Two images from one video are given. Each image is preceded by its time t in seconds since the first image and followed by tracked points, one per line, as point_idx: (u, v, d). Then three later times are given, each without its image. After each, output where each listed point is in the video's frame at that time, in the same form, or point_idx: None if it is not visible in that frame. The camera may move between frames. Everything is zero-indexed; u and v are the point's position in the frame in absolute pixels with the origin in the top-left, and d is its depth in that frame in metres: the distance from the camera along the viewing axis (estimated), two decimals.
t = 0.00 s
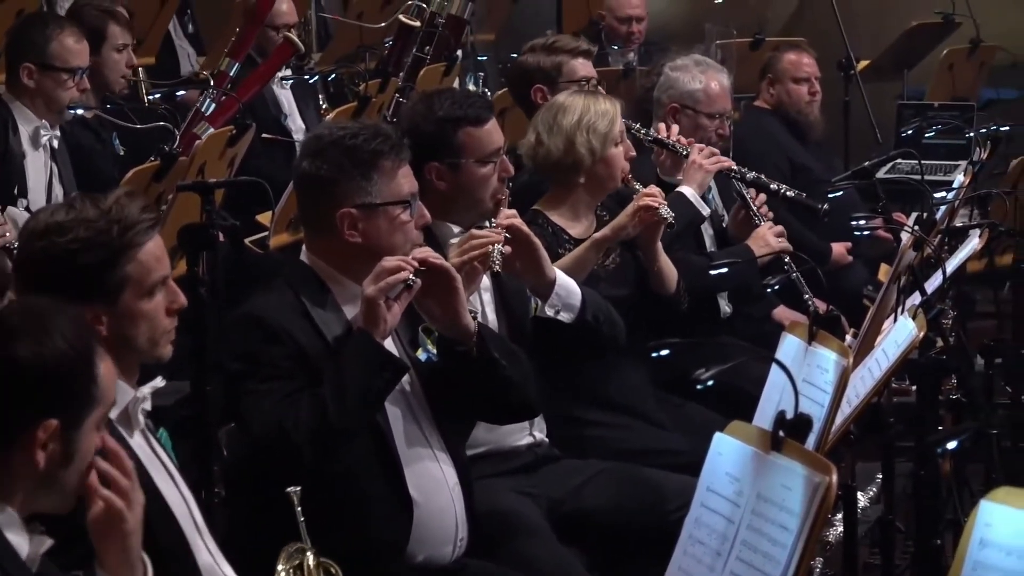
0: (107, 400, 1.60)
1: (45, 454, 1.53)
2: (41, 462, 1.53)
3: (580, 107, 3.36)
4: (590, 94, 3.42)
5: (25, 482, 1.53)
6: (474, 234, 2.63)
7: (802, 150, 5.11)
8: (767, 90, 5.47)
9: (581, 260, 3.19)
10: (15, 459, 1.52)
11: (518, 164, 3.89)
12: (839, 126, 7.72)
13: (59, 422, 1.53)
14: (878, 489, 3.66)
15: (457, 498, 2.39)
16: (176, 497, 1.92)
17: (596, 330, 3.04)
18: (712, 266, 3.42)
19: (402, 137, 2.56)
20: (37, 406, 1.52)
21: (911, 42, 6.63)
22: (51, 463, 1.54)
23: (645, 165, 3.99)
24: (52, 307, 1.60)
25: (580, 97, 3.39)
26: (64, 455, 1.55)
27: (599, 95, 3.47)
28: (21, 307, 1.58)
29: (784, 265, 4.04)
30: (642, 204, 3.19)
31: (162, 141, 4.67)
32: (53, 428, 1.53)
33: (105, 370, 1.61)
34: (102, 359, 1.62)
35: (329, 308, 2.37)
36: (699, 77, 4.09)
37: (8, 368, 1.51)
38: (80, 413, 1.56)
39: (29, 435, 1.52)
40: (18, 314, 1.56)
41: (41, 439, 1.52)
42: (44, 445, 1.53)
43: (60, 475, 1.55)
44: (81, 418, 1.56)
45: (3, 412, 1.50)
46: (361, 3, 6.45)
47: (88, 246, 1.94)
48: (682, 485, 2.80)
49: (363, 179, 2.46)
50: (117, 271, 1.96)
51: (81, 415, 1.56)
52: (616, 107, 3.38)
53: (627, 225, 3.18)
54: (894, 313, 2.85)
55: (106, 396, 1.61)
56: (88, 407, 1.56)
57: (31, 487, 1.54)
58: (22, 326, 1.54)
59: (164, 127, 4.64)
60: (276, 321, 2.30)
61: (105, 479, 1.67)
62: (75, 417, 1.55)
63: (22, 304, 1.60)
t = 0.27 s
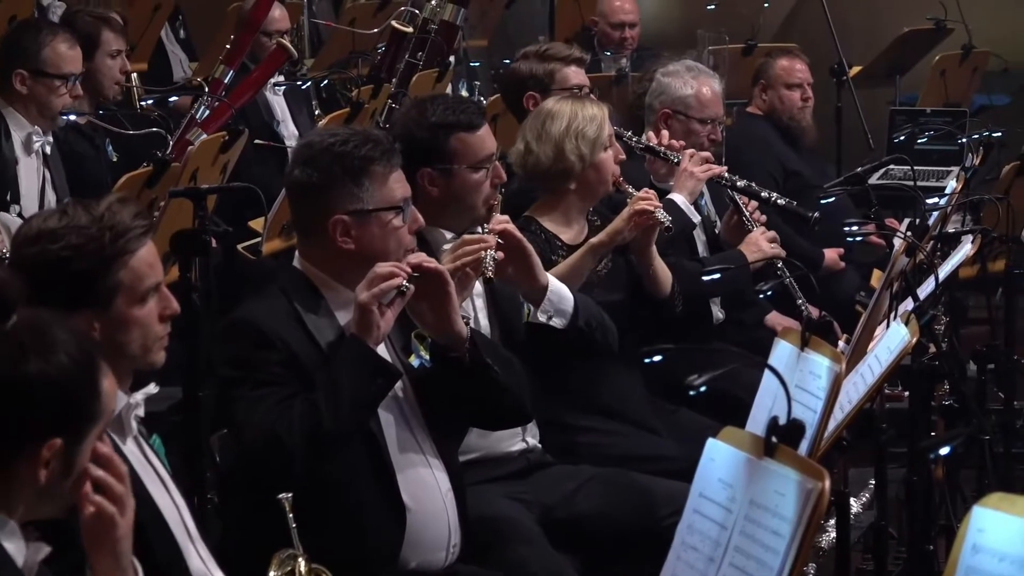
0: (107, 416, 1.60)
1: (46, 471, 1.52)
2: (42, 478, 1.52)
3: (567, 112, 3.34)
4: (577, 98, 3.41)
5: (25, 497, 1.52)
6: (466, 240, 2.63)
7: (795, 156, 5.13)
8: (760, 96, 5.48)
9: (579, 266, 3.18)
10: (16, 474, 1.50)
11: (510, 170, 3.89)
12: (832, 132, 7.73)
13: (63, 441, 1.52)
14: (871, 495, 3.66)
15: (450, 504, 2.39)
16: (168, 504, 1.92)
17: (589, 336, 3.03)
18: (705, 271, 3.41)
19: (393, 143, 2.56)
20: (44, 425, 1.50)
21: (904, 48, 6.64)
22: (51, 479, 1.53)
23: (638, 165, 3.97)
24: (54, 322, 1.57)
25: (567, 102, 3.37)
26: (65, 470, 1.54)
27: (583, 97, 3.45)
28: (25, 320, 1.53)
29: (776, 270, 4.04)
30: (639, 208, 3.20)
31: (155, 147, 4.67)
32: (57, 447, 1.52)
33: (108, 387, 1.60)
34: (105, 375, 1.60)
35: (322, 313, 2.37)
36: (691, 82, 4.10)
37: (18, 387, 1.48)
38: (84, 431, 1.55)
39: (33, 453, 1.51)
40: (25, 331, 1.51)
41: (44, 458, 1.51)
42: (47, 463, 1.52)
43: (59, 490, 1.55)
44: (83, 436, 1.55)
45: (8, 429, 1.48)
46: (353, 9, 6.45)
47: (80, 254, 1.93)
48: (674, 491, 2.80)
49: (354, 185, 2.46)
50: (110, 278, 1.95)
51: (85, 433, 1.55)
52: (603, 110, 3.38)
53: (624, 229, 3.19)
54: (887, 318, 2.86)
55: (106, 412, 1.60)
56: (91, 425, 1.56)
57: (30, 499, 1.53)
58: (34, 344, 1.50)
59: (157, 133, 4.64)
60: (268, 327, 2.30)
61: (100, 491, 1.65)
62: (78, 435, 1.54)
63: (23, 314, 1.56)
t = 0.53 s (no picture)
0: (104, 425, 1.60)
1: (43, 479, 1.53)
2: (40, 488, 1.53)
3: (561, 118, 3.34)
4: (570, 104, 3.40)
5: (22, 505, 1.52)
6: (460, 246, 2.62)
7: (789, 161, 5.14)
8: (754, 102, 5.49)
9: (569, 274, 3.19)
10: (13, 482, 1.51)
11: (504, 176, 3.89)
12: (826, 138, 7.75)
13: (59, 449, 1.53)
14: (866, 501, 3.66)
15: (445, 510, 2.38)
16: (162, 510, 1.91)
17: (583, 342, 3.03)
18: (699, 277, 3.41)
19: (386, 148, 2.56)
20: (40, 435, 1.51)
21: (898, 54, 6.65)
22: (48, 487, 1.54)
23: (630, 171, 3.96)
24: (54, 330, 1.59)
25: (561, 108, 3.37)
26: (61, 478, 1.55)
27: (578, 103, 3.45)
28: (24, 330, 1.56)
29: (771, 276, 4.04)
30: (630, 214, 3.20)
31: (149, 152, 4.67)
32: (54, 455, 1.53)
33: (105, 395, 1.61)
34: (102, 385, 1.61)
35: (316, 319, 2.37)
36: (684, 88, 4.10)
37: (14, 398, 1.50)
38: (80, 438, 1.55)
39: (29, 463, 1.52)
40: (22, 340, 1.54)
41: (41, 467, 1.52)
42: (45, 472, 1.53)
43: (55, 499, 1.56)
44: (80, 443, 1.55)
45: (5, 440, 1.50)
46: (347, 15, 6.45)
47: (74, 259, 1.93)
48: (668, 497, 2.79)
49: (348, 191, 2.46)
50: (103, 283, 1.95)
51: (81, 440, 1.55)
52: (597, 115, 3.38)
53: (614, 235, 3.18)
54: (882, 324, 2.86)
55: (103, 418, 1.61)
56: (88, 432, 1.56)
57: (27, 505, 1.54)
58: (30, 354, 1.53)
59: (151, 139, 4.64)
60: (263, 332, 2.30)
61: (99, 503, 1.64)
62: (75, 443, 1.55)
63: (20, 324, 1.58)
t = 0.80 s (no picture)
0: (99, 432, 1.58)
1: (38, 485, 1.51)
2: (35, 493, 1.52)
3: (561, 123, 3.35)
4: (572, 109, 3.42)
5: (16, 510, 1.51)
6: (455, 252, 2.62)
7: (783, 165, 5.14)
8: (749, 106, 5.49)
9: (561, 279, 3.19)
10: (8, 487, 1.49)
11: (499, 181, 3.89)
12: (821, 142, 7.76)
13: (56, 455, 1.51)
14: (861, 505, 3.67)
15: (439, 514, 2.38)
16: (156, 514, 1.91)
17: (577, 346, 3.03)
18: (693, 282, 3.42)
19: (383, 153, 2.56)
20: (38, 440, 1.49)
21: (893, 59, 6.66)
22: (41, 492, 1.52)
23: (624, 177, 3.97)
24: (47, 335, 1.56)
25: (561, 113, 3.37)
26: (56, 483, 1.53)
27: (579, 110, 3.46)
28: (21, 335, 1.54)
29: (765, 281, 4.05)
30: (624, 222, 3.19)
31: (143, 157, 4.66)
32: (49, 462, 1.51)
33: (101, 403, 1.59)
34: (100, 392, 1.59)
35: (311, 325, 2.36)
36: (679, 92, 4.11)
37: (11, 403, 1.48)
38: (76, 442, 1.53)
39: (25, 469, 1.50)
40: (19, 347, 1.52)
41: (36, 473, 1.50)
42: (40, 477, 1.51)
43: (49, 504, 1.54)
44: (76, 447, 1.53)
45: (3, 444, 1.48)
46: (342, 20, 6.45)
47: (69, 263, 1.92)
48: (664, 501, 2.79)
49: (345, 196, 2.45)
50: (99, 287, 1.94)
51: (78, 444, 1.53)
52: (597, 122, 3.38)
53: (608, 243, 3.18)
54: (877, 328, 2.87)
55: (97, 423, 1.59)
56: (84, 436, 1.54)
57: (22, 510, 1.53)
58: (28, 359, 1.51)
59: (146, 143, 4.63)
60: (258, 337, 2.29)
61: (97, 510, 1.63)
62: (71, 447, 1.53)
63: (19, 329, 1.56)
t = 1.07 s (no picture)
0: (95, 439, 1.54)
1: (32, 492, 1.47)
2: (29, 500, 1.47)
3: (557, 127, 3.36)
4: (568, 115, 3.43)
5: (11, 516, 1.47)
6: (449, 257, 2.62)
7: (777, 169, 5.15)
8: (744, 110, 5.50)
9: (555, 283, 3.18)
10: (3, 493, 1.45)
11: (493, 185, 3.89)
12: (814, 147, 7.78)
13: (52, 461, 1.47)
14: (855, 509, 3.67)
15: (433, 519, 2.38)
16: (151, 518, 1.90)
17: (572, 352, 3.03)
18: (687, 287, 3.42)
19: (378, 159, 2.56)
20: (36, 445, 1.45)
21: (887, 63, 6.68)
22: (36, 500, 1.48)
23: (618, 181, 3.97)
24: (44, 342, 1.53)
25: (558, 119, 3.39)
26: (51, 491, 1.49)
27: (575, 115, 3.48)
28: (19, 342, 1.51)
29: (759, 285, 4.05)
30: (618, 227, 3.20)
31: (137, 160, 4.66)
32: (46, 468, 1.47)
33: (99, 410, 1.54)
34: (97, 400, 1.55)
35: (305, 329, 2.36)
36: (673, 97, 4.11)
37: (9, 409, 1.44)
38: (73, 450, 1.49)
39: (20, 476, 1.45)
40: (18, 352, 1.48)
41: (32, 480, 1.46)
42: (35, 484, 1.46)
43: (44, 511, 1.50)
44: (73, 455, 1.49)
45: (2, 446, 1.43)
46: (336, 24, 6.45)
47: (64, 266, 1.92)
48: (658, 506, 2.79)
49: (340, 200, 2.45)
50: (93, 291, 1.94)
51: (75, 452, 1.49)
52: (593, 129, 3.39)
53: (602, 247, 3.19)
54: (870, 332, 2.87)
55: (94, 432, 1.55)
56: (81, 445, 1.50)
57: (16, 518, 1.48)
58: (26, 365, 1.47)
59: (139, 147, 4.63)
60: (252, 341, 2.29)
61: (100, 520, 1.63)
62: (68, 455, 1.49)
63: (18, 337, 1.53)
